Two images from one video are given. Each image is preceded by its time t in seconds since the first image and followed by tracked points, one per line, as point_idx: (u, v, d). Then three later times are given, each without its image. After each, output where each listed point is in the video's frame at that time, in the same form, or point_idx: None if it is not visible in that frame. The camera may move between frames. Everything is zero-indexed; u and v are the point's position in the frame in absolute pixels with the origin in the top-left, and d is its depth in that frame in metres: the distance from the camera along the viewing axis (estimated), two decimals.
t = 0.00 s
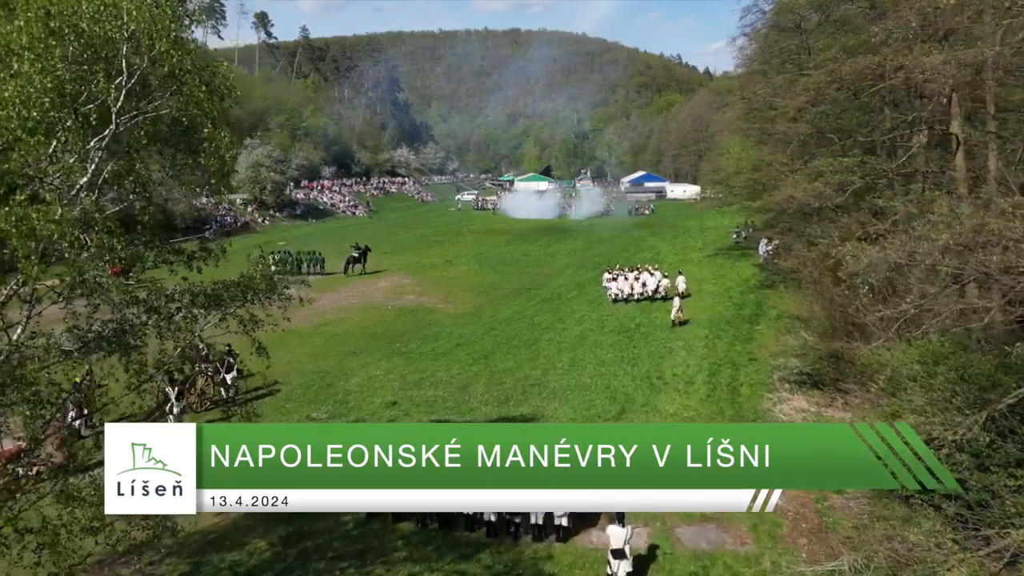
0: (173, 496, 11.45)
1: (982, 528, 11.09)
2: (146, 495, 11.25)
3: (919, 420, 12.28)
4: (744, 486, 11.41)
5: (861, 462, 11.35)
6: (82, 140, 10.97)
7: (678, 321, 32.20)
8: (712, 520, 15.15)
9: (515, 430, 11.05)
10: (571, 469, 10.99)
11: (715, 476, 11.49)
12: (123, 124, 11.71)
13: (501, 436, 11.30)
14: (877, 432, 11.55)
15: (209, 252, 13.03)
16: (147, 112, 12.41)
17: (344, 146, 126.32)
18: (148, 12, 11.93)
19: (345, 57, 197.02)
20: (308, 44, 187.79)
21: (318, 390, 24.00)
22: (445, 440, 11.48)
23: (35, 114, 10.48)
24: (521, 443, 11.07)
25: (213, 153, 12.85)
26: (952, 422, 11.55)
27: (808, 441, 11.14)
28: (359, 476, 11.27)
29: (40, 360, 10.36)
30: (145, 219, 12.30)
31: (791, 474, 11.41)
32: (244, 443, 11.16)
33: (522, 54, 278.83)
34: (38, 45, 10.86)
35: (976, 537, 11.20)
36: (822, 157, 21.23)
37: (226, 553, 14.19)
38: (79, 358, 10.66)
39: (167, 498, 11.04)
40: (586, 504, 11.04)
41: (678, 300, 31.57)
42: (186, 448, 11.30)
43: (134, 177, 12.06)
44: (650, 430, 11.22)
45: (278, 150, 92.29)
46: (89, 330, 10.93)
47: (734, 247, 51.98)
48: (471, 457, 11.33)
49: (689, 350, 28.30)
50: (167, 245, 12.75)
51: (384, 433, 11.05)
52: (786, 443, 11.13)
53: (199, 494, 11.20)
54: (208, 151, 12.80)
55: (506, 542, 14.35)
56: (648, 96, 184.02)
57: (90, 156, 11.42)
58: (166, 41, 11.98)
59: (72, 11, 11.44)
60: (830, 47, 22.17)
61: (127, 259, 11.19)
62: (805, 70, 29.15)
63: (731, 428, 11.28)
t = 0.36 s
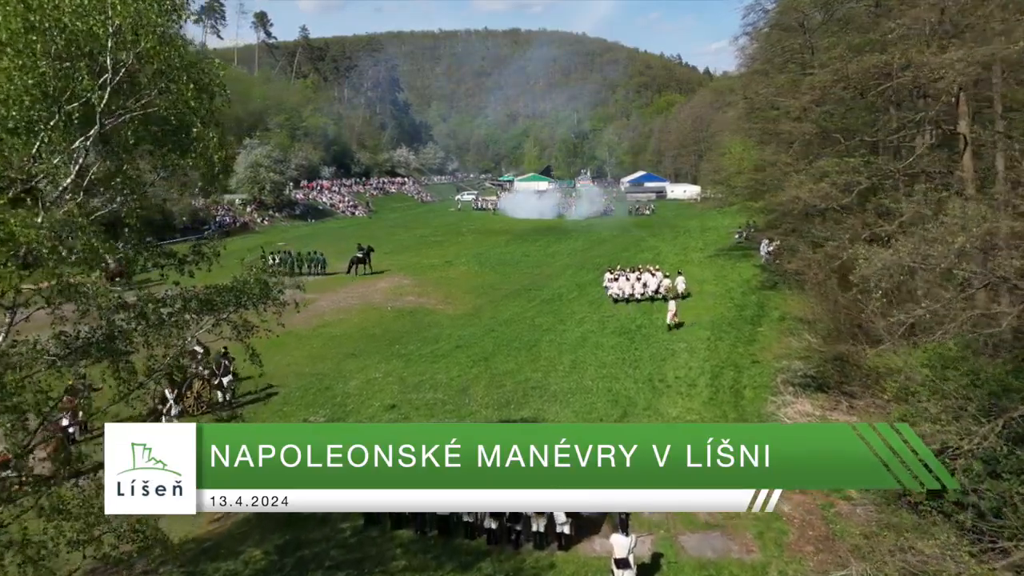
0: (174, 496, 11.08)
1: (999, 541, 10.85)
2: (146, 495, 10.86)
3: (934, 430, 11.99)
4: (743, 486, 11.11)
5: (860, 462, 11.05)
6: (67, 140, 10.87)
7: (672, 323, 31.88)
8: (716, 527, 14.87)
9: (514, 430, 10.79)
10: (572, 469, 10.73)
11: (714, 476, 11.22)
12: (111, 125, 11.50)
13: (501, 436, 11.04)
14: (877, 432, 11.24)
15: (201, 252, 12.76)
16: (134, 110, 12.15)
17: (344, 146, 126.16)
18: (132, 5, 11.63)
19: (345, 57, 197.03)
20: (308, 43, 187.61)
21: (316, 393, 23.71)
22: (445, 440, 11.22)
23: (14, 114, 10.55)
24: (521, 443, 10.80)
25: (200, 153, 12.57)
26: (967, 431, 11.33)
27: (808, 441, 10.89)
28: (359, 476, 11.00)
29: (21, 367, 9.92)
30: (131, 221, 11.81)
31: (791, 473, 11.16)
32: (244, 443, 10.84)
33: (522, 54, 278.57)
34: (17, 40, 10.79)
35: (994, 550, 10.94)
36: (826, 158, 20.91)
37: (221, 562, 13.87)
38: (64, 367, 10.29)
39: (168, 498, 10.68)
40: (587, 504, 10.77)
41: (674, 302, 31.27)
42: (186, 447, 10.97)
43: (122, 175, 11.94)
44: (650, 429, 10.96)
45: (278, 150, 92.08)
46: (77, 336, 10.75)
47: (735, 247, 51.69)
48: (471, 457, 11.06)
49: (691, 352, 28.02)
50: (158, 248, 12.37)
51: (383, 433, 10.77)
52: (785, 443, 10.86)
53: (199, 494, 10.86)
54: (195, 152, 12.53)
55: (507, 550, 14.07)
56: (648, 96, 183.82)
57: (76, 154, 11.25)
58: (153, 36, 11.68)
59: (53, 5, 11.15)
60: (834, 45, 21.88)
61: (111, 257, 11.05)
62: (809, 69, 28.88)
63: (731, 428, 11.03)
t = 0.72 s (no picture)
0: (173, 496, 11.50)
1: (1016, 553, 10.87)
2: (146, 495, 11.28)
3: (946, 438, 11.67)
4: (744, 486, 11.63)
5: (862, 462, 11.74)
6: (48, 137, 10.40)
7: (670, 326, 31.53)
8: (721, 535, 14.57)
9: (515, 430, 11.29)
10: (571, 469, 11.20)
11: (715, 476, 11.69)
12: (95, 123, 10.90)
13: (501, 436, 11.49)
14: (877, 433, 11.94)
15: (193, 255, 12.40)
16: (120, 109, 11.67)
17: (343, 146, 125.87)
18: None
19: (345, 57, 196.78)
20: (308, 43, 187.46)
21: (315, 396, 23.41)
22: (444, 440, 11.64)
23: None
24: (522, 443, 11.28)
25: (189, 154, 12.24)
26: (983, 439, 11.12)
27: (808, 441, 11.48)
28: (359, 476, 11.42)
29: None
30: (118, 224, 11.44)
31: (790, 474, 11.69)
32: (244, 443, 11.30)
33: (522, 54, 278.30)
34: None
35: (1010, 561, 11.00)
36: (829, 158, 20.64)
37: (215, 571, 13.52)
38: (48, 375, 10.04)
39: (168, 497, 11.15)
40: (586, 503, 11.23)
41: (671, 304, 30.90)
42: (186, 448, 11.39)
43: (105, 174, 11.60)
44: (649, 430, 11.42)
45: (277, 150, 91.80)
46: (63, 342, 10.34)
47: (737, 248, 51.41)
48: (471, 457, 11.50)
49: (693, 354, 27.74)
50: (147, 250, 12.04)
51: (384, 433, 11.23)
52: (786, 442, 11.42)
53: (199, 494, 11.30)
54: (184, 152, 12.20)
55: (508, 559, 13.82)
56: (648, 95, 183.52)
57: (59, 155, 10.87)
58: (138, 31, 11.35)
59: None
60: (839, 44, 21.61)
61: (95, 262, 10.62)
62: (812, 69, 28.67)
63: (731, 429, 11.54)
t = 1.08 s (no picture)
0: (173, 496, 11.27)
1: None
2: (146, 495, 11.05)
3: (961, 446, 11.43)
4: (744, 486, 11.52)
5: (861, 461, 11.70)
6: (23, 136, 10.02)
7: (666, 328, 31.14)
8: (726, 544, 14.27)
9: (515, 429, 11.09)
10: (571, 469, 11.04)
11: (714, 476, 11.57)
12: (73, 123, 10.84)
13: (501, 436, 11.30)
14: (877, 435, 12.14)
15: (181, 259, 12.02)
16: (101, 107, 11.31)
17: (343, 146, 125.53)
18: None
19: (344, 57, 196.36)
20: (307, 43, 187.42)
21: (312, 399, 23.08)
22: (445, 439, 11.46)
23: None
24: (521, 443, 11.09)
25: (175, 155, 11.87)
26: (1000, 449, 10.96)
27: (808, 441, 11.42)
28: (359, 476, 11.24)
29: None
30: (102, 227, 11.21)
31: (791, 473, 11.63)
32: (244, 443, 11.06)
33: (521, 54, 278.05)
34: None
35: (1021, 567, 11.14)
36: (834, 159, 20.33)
37: None
38: (29, 384, 9.84)
39: (168, 498, 10.92)
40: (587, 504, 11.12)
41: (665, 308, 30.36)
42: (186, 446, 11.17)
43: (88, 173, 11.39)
44: (649, 430, 11.26)
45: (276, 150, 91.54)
46: (46, 349, 10.14)
47: (738, 249, 51.11)
48: (471, 457, 11.32)
49: (695, 356, 27.44)
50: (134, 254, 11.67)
51: (384, 432, 11.02)
52: (786, 443, 11.34)
53: (200, 494, 11.09)
54: (170, 153, 11.80)
55: (508, 568, 13.53)
56: (647, 95, 183.24)
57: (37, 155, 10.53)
58: (118, 25, 10.72)
59: None
60: (844, 42, 21.32)
61: (75, 266, 10.25)
62: (815, 68, 28.37)
63: (732, 429, 11.41)
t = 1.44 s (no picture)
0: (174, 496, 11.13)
1: None
2: (146, 495, 10.91)
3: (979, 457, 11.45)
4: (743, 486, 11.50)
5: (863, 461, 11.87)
6: None
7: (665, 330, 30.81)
8: (730, 552, 13.96)
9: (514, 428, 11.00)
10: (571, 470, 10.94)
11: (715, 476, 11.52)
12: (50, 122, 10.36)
13: (501, 436, 11.17)
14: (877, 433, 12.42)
15: (169, 263, 11.72)
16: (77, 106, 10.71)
17: (342, 146, 125.21)
18: None
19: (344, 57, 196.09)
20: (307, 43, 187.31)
21: (309, 402, 22.78)
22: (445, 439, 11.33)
23: None
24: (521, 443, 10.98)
25: (158, 155, 11.40)
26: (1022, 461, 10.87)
27: (807, 441, 11.44)
28: (359, 476, 11.13)
29: None
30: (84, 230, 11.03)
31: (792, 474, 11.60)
32: (244, 443, 10.95)
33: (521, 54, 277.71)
34: None
35: None
36: (839, 159, 20.05)
37: None
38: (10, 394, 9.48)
39: (168, 498, 10.81)
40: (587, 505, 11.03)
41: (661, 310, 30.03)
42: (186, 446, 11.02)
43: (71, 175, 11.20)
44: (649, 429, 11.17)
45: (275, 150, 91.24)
46: (29, 356, 9.80)
47: (739, 250, 50.80)
48: (471, 457, 11.20)
49: (697, 358, 27.14)
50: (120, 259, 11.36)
51: (384, 432, 10.93)
52: (786, 443, 11.35)
53: (199, 494, 10.95)
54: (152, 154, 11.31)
55: None
56: (647, 95, 182.87)
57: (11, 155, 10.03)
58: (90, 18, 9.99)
59: None
60: (849, 41, 21.03)
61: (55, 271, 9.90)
62: (818, 68, 28.08)
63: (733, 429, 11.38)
